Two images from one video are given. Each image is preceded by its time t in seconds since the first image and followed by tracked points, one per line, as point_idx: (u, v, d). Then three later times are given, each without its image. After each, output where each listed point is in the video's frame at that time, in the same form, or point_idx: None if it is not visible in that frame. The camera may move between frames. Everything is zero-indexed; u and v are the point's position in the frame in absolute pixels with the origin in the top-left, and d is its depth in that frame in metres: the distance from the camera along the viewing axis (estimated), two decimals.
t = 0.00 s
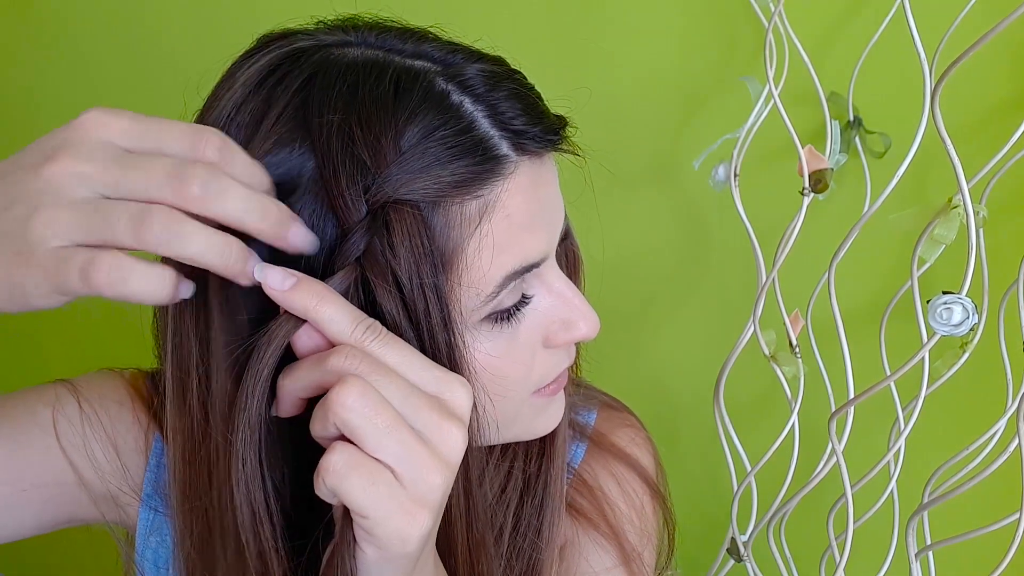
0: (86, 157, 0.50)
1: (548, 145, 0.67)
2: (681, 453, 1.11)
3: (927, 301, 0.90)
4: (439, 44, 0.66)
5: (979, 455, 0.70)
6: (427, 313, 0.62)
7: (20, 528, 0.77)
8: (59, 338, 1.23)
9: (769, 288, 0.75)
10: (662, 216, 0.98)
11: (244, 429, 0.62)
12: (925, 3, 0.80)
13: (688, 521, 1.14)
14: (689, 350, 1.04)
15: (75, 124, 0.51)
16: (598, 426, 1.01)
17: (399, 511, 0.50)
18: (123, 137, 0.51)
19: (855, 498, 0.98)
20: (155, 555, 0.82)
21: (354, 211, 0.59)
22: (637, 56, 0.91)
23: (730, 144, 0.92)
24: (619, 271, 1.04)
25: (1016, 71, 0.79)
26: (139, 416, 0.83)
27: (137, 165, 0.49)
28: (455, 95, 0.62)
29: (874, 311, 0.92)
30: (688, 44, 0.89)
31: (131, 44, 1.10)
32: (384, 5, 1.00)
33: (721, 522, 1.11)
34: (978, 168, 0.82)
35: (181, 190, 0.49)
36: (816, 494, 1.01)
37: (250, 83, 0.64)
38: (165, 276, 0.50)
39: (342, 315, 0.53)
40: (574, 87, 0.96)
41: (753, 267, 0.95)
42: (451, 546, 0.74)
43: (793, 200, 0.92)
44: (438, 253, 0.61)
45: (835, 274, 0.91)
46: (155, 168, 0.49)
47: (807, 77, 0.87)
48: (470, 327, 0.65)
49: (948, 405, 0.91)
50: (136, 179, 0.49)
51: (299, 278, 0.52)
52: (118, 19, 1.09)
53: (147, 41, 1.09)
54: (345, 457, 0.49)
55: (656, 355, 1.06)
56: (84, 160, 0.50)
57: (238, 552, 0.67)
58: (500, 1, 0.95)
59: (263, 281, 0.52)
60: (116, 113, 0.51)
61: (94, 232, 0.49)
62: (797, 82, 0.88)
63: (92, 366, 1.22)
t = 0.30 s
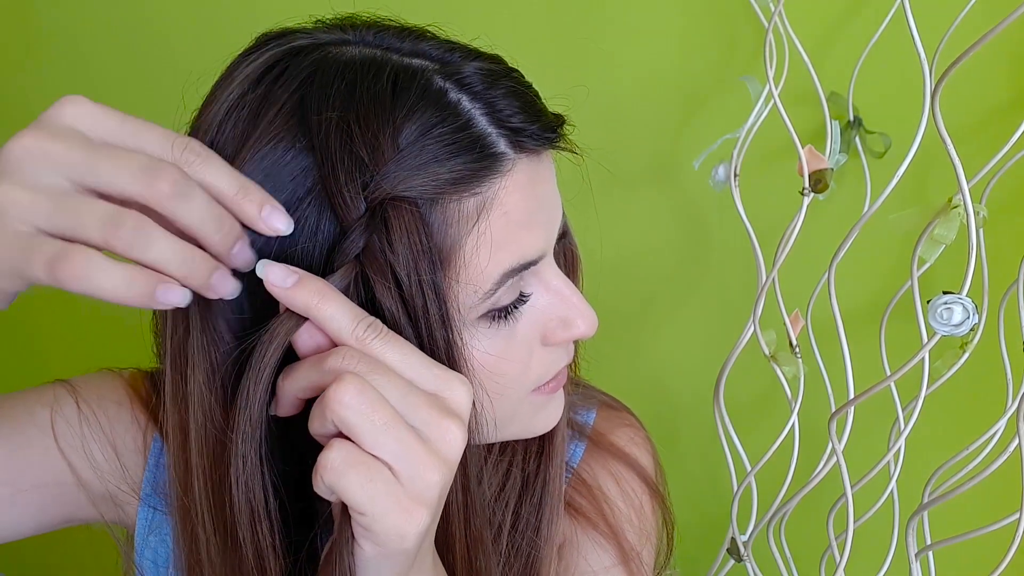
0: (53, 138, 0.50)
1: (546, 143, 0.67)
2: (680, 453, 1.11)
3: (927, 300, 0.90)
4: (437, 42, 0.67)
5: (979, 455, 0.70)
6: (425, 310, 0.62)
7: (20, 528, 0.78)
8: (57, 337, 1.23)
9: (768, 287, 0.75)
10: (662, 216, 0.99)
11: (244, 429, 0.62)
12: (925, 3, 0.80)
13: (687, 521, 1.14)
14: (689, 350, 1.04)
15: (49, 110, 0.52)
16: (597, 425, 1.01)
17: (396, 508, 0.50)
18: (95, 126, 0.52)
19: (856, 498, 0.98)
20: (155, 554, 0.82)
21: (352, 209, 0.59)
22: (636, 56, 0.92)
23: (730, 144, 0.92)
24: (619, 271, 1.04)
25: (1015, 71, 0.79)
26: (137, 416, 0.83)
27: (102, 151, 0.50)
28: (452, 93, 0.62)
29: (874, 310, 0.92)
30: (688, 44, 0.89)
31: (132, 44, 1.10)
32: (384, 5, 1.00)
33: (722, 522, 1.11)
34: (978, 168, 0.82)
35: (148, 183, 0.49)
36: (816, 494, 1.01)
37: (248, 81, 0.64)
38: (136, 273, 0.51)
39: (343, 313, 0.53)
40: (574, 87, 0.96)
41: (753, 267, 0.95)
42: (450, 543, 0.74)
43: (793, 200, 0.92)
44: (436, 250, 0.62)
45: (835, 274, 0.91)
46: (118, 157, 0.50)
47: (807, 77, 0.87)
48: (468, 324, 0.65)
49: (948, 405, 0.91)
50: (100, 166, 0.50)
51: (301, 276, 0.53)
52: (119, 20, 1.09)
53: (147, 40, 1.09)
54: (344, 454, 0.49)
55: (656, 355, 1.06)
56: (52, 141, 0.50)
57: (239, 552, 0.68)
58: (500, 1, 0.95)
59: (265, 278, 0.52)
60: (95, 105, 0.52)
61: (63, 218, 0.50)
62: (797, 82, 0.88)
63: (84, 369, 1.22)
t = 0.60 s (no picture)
0: (76, 221, 0.49)
1: (543, 142, 0.67)
2: (680, 452, 1.11)
3: (927, 300, 0.89)
4: (435, 42, 0.67)
5: (979, 455, 0.70)
6: (421, 307, 0.62)
7: (20, 529, 0.78)
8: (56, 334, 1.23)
9: (768, 288, 0.75)
10: (662, 216, 0.98)
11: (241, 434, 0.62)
12: (925, 3, 0.80)
13: (687, 521, 1.14)
14: (689, 349, 1.04)
15: (43, 178, 0.50)
16: (597, 425, 1.01)
17: (394, 506, 0.50)
18: (102, 186, 0.50)
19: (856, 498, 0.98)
20: (156, 554, 0.82)
21: (349, 207, 0.59)
22: (636, 55, 0.92)
23: (730, 144, 0.92)
24: (619, 271, 1.04)
25: (1015, 70, 0.79)
26: (137, 418, 0.82)
27: (121, 193, 0.50)
28: (449, 92, 0.62)
29: (874, 310, 0.92)
30: (688, 44, 0.89)
31: (132, 44, 1.10)
32: (384, 5, 1.00)
33: (722, 522, 1.11)
34: (978, 168, 0.82)
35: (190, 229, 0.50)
36: (816, 494, 1.01)
37: (247, 78, 0.64)
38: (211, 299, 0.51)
39: (342, 312, 0.53)
40: (574, 87, 0.96)
41: (753, 267, 0.95)
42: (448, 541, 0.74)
43: (793, 200, 0.92)
44: (432, 248, 0.62)
45: (835, 274, 0.91)
46: (145, 216, 0.50)
47: (807, 76, 0.87)
48: (464, 323, 0.65)
49: (948, 405, 0.90)
50: (132, 231, 0.50)
51: (300, 274, 0.53)
52: (118, 20, 1.09)
53: (146, 40, 1.09)
54: (341, 451, 0.50)
55: (656, 355, 1.06)
56: (79, 225, 0.49)
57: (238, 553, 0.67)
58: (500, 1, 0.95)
59: (263, 275, 0.52)
60: (85, 160, 0.50)
61: (118, 285, 0.50)
62: (797, 82, 0.88)
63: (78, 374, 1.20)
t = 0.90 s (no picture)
0: (80, 219, 0.48)
1: (543, 142, 0.67)
2: (680, 452, 1.11)
3: (927, 300, 0.90)
4: (435, 41, 0.67)
5: (979, 455, 0.70)
6: (424, 307, 0.62)
7: (20, 531, 0.80)
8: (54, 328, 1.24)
9: (769, 288, 0.76)
10: (662, 216, 0.99)
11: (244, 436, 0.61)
12: (925, 3, 0.80)
13: (688, 522, 1.14)
14: (688, 349, 1.04)
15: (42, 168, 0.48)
16: (597, 424, 1.01)
17: (409, 504, 0.50)
18: (109, 183, 0.49)
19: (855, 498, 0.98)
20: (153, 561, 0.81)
21: (352, 206, 0.59)
22: (636, 56, 0.92)
23: (730, 144, 0.92)
24: (619, 270, 1.04)
25: (1015, 70, 0.79)
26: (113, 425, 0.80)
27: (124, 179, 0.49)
28: (450, 91, 0.62)
29: (874, 310, 0.92)
30: (688, 44, 0.89)
31: (132, 44, 1.10)
32: (384, 5, 1.00)
33: (723, 522, 1.11)
34: (978, 168, 0.82)
35: (205, 239, 0.51)
36: (816, 494, 1.01)
37: (247, 78, 0.64)
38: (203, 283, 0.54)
39: (349, 314, 0.53)
40: (574, 87, 0.96)
41: (753, 267, 0.95)
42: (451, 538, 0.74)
43: (793, 200, 0.92)
44: (434, 248, 0.61)
45: (835, 274, 0.91)
46: (151, 216, 0.49)
47: (807, 76, 0.87)
48: (464, 323, 0.65)
49: (948, 405, 0.91)
50: (135, 234, 0.48)
51: (306, 275, 0.52)
52: (118, 20, 1.09)
53: (146, 40, 1.09)
54: (359, 451, 0.49)
55: (656, 355, 1.06)
56: (84, 226, 0.48)
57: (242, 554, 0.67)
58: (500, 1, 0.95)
59: (269, 276, 0.52)
60: (85, 156, 0.49)
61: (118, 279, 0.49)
62: (797, 82, 0.88)
63: (75, 375, 1.19)
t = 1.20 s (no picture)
0: (68, 207, 0.47)
1: (539, 145, 0.67)
2: (680, 452, 1.11)
3: (927, 300, 0.89)
4: (431, 43, 0.67)
5: (979, 455, 0.70)
6: (418, 312, 0.62)
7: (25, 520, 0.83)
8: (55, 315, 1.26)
9: (768, 288, 0.76)
10: (662, 216, 0.98)
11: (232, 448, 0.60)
12: (925, 3, 0.80)
13: (688, 522, 1.14)
14: (688, 349, 1.04)
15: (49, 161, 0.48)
16: (598, 425, 1.00)
17: (419, 507, 0.51)
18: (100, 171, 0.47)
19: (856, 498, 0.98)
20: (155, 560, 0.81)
21: (347, 210, 0.59)
22: (636, 56, 0.92)
23: (730, 144, 0.92)
24: (618, 270, 1.04)
25: (1016, 70, 0.79)
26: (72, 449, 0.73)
27: (120, 171, 0.47)
28: (445, 94, 0.63)
29: (874, 310, 0.92)
30: (688, 44, 0.89)
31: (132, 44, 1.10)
32: (385, 4, 1.00)
33: (723, 522, 1.10)
34: (978, 168, 0.82)
35: (189, 233, 0.48)
36: (816, 494, 1.01)
37: (243, 81, 0.65)
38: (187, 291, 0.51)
39: (347, 319, 0.52)
40: (575, 87, 0.96)
41: (753, 267, 0.95)
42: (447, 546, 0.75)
43: (793, 200, 0.92)
44: (428, 252, 0.62)
45: (836, 274, 0.91)
46: (133, 216, 0.47)
47: (807, 77, 0.87)
48: (460, 327, 0.64)
49: (949, 405, 0.91)
50: (116, 231, 0.47)
51: (303, 281, 0.52)
52: (118, 20, 1.09)
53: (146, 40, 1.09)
54: (374, 457, 0.49)
55: (656, 355, 1.06)
56: (69, 212, 0.47)
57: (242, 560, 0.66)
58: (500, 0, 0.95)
59: (267, 283, 0.51)
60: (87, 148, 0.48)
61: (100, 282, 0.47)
62: (797, 82, 0.88)
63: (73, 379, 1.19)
